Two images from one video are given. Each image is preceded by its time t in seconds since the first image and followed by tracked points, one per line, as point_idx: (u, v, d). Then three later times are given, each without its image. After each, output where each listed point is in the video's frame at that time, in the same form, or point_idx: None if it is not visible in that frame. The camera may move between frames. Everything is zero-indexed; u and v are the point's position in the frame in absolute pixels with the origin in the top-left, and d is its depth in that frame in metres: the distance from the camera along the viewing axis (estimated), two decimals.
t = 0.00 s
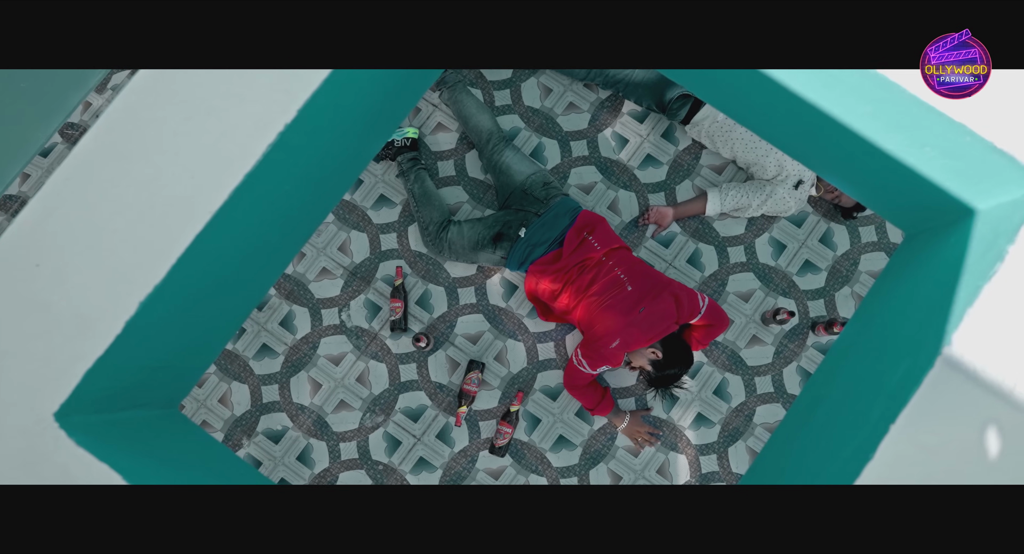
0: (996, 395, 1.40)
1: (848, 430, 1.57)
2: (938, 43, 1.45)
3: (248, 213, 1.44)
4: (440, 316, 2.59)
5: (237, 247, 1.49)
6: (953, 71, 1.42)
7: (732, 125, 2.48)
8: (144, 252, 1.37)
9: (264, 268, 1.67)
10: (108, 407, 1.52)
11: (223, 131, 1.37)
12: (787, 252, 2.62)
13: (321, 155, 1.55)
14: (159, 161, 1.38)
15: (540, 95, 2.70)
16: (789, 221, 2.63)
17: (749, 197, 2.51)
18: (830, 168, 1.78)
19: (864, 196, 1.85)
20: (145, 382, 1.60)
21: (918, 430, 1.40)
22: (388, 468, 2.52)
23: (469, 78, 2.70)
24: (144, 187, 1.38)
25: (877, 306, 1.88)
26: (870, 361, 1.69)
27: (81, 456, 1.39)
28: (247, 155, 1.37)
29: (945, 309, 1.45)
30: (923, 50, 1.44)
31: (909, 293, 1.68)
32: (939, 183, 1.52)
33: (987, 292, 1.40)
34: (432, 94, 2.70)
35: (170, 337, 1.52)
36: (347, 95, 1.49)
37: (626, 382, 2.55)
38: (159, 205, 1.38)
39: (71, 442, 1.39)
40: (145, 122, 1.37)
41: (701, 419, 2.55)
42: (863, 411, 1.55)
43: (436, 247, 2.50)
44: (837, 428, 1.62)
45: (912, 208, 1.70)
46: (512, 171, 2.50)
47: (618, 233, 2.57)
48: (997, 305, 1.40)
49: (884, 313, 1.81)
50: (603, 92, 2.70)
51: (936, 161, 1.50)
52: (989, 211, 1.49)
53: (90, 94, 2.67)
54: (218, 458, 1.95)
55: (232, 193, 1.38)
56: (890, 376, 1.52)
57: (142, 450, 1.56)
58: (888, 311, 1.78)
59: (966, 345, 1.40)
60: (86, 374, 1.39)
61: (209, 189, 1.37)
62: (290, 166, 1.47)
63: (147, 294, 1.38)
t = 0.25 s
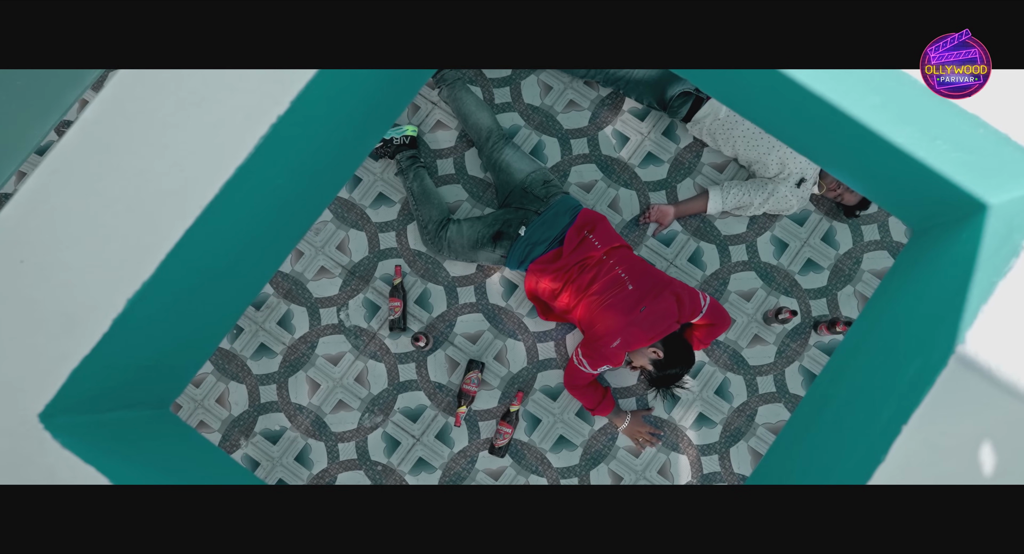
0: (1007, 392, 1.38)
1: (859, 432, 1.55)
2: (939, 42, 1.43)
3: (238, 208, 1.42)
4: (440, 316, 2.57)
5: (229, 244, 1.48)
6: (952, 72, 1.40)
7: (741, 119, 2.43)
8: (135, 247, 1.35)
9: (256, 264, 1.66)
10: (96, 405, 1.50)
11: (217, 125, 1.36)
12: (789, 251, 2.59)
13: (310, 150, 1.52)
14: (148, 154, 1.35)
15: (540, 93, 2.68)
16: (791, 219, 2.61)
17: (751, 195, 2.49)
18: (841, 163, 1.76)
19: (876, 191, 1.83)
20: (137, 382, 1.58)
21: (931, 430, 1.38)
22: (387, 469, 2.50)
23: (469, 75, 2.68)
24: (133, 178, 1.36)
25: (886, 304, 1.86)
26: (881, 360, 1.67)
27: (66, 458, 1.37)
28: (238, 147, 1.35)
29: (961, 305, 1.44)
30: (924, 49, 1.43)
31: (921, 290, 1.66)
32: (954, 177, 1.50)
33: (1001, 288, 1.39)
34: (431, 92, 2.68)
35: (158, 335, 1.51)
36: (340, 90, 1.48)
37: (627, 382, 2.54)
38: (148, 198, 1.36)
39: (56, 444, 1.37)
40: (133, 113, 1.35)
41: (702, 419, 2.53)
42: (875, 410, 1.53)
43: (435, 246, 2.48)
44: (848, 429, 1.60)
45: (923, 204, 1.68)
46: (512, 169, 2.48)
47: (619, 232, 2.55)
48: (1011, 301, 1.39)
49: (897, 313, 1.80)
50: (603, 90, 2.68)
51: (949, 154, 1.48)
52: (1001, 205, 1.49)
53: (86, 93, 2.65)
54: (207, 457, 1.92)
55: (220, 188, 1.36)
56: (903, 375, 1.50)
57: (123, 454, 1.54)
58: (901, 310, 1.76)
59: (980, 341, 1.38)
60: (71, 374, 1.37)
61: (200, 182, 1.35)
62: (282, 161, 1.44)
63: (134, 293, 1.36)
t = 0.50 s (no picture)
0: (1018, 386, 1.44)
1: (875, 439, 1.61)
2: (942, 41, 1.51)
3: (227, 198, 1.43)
4: (439, 315, 2.55)
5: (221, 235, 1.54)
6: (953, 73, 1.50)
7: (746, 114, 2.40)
8: (127, 240, 1.33)
9: (246, 253, 1.73)
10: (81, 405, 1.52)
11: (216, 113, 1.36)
12: (791, 250, 2.57)
13: (304, 139, 1.58)
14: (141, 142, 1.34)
15: (540, 90, 2.66)
16: (793, 218, 2.59)
17: (752, 193, 2.46)
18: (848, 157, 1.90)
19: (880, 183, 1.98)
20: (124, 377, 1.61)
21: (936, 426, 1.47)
22: (386, 470, 2.48)
23: (468, 73, 2.66)
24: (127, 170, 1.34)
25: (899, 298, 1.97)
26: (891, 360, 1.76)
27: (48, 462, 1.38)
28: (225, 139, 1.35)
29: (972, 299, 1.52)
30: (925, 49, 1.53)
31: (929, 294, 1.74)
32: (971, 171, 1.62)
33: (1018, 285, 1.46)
34: (431, 89, 2.65)
35: (151, 321, 1.54)
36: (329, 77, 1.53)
37: (628, 382, 2.51)
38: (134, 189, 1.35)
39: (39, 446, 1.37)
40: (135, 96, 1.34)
41: (704, 419, 2.51)
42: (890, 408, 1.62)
43: (434, 245, 2.46)
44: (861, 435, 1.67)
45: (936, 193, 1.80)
46: (511, 167, 2.45)
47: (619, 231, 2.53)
48: None
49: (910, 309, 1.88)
50: (604, 87, 2.66)
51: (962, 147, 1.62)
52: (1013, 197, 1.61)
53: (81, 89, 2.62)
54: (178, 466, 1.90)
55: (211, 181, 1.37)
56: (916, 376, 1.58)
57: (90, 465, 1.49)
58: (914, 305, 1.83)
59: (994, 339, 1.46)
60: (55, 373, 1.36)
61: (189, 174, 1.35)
62: (270, 154, 1.47)
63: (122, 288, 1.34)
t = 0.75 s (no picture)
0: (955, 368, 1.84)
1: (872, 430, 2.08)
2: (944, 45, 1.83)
3: (214, 186, 1.79)
4: (438, 314, 2.53)
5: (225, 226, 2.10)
6: (952, 71, 1.84)
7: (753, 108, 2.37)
8: (114, 223, 1.65)
9: (241, 240, 2.27)
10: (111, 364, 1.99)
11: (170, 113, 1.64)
12: (794, 248, 2.55)
13: (283, 142, 2.05)
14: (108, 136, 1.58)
15: (540, 88, 2.63)
16: (795, 216, 2.57)
17: (754, 191, 2.44)
18: (863, 153, 2.26)
19: (885, 179, 2.36)
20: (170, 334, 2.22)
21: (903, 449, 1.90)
22: (385, 470, 2.46)
23: (468, 70, 2.63)
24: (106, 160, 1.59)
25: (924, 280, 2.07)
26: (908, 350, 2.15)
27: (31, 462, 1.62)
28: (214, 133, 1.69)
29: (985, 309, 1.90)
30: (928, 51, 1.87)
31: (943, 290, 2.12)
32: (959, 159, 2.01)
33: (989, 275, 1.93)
34: (430, 86, 2.63)
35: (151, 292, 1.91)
36: (311, 89, 1.98)
37: (629, 382, 2.49)
38: (121, 181, 1.63)
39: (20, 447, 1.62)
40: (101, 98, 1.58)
41: (705, 419, 2.48)
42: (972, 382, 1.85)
43: (433, 244, 2.43)
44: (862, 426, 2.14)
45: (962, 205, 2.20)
46: (511, 165, 2.43)
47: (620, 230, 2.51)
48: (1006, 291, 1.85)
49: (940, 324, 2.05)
50: (604, 84, 2.63)
51: (975, 139, 1.99)
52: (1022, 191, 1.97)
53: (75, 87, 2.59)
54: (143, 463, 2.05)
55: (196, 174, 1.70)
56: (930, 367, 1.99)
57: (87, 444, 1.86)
58: (948, 319, 2.03)
59: None
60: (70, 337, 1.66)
61: (173, 168, 1.66)
62: (252, 150, 1.85)
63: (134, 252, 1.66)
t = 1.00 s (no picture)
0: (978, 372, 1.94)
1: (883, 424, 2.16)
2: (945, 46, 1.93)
3: (196, 177, 1.98)
4: (437, 313, 2.51)
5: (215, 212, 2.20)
6: (952, 71, 1.95)
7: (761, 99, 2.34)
8: (109, 212, 1.84)
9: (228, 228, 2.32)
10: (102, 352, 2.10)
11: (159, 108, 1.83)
12: (796, 247, 2.53)
13: (264, 134, 2.18)
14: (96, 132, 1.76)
15: (540, 85, 2.61)
16: (797, 214, 2.55)
17: (756, 189, 2.41)
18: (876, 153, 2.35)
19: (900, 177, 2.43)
20: (164, 322, 2.30)
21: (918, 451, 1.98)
22: (383, 471, 2.44)
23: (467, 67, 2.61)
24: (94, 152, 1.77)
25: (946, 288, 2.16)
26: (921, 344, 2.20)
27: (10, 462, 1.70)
28: (202, 123, 1.89)
29: (1003, 310, 1.96)
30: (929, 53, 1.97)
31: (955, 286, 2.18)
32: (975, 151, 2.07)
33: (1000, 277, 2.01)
34: (429, 83, 2.61)
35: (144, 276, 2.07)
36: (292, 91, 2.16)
37: (629, 381, 2.47)
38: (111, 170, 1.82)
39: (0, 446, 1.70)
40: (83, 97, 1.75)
41: (707, 419, 2.46)
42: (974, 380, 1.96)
43: (432, 242, 2.41)
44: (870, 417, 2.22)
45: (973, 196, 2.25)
46: (511, 162, 2.41)
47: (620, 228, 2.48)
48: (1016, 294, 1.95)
49: (957, 317, 2.10)
50: (605, 81, 2.61)
51: (991, 130, 2.06)
52: None
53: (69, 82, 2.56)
54: (136, 459, 2.16)
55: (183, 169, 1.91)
56: (945, 365, 2.06)
57: (78, 446, 1.97)
58: (963, 314, 2.08)
59: None
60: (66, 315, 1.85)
61: (160, 161, 1.87)
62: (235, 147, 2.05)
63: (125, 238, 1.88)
